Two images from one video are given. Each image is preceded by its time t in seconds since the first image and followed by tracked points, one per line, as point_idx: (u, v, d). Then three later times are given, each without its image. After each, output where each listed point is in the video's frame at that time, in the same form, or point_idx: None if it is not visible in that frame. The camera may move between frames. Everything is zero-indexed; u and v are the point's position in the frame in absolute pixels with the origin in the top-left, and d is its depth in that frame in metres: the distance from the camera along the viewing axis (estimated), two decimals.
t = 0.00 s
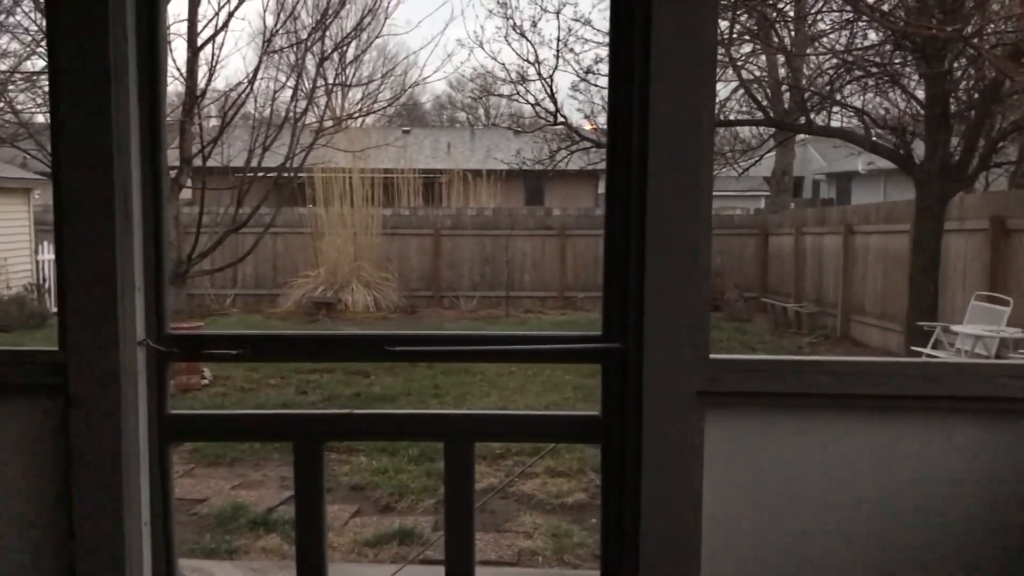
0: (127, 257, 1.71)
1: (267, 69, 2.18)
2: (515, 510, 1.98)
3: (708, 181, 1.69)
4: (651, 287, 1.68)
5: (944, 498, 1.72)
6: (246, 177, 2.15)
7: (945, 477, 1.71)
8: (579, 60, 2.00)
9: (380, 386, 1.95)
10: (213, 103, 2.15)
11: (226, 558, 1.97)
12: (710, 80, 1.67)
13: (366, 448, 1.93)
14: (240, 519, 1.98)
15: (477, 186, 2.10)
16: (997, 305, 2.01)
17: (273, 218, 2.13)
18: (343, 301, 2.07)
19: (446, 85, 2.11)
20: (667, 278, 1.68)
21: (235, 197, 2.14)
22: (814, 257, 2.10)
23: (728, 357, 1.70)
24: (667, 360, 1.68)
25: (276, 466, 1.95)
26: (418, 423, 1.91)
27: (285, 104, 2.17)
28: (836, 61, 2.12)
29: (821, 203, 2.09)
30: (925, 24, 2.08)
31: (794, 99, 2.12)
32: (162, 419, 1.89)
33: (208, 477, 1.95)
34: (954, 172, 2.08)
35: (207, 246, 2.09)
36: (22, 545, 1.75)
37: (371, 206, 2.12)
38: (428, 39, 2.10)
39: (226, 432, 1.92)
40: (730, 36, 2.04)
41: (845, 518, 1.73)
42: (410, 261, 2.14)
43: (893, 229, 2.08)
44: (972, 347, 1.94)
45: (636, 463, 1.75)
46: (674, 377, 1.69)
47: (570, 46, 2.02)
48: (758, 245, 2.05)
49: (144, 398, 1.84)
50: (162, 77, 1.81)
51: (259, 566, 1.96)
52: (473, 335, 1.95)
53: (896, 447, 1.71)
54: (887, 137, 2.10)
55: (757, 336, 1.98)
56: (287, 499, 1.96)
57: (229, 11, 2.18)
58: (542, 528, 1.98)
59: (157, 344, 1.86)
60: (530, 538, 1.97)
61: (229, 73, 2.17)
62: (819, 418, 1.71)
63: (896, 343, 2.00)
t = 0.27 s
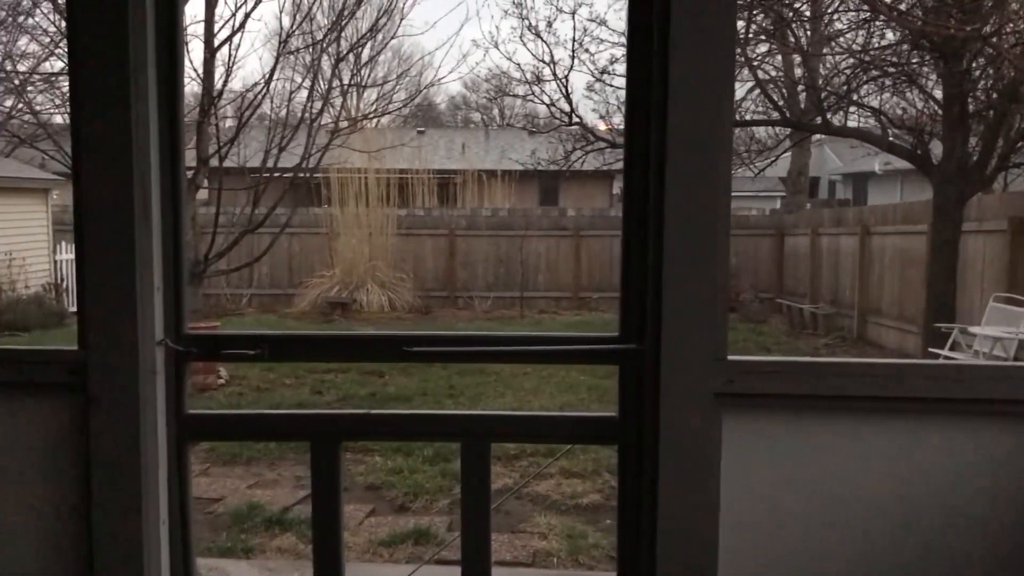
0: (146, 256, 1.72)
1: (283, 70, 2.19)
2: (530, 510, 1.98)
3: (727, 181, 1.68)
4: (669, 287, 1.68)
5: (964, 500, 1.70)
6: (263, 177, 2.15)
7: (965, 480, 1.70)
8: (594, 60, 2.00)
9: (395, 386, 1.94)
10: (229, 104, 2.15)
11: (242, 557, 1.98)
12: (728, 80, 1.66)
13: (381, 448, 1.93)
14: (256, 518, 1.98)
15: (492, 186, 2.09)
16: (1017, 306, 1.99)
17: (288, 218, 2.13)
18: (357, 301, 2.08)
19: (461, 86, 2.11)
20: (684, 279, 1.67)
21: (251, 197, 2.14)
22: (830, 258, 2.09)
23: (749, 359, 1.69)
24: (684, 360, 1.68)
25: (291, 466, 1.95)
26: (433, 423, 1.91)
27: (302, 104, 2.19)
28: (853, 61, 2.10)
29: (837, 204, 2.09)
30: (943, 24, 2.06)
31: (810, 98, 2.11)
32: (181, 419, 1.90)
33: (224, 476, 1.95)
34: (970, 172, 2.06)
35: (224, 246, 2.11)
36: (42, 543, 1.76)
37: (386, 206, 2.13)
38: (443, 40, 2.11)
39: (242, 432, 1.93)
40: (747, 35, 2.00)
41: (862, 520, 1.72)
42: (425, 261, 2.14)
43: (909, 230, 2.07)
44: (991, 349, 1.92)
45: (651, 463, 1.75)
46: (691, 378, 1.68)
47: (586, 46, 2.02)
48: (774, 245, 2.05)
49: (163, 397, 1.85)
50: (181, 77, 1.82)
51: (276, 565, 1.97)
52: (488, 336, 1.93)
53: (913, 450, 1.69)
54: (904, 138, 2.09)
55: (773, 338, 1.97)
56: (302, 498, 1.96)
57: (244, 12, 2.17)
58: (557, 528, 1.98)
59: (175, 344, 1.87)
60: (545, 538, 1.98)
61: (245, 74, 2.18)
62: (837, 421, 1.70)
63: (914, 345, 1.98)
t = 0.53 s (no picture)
0: (161, 255, 1.72)
1: (297, 70, 2.30)
2: (542, 511, 2.00)
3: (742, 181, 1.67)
4: (683, 286, 1.67)
5: (980, 502, 1.69)
6: (276, 177, 2.23)
7: (981, 481, 1.68)
8: (606, 59, 1.99)
9: (407, 386, 1.95)
10: (243, 104, 2.26)
11: (257, 556, 2.01)
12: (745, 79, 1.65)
13: (394, 448, 1.93)
14: (270, 517, 2.02)
15: (504, 185, 2.06)
16: None
17: (302, 218, 2.16)
18: (370, 301, 2.07)
19: (473, 86, 2.15)
20: (701, 279, 1.67)
21: (265, 197, 2.20)
22: (844, 258, 2.08)
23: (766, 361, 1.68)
24: (699, 361, 1.67)
25: (303, 465, 1.95)
26: (447, 424, 1.88)
27: (314, 102, 2.29)
28: (867, 60, 2.10)
29: (851, 204, 2.07)
30: (958, 23, 2.04)
31: (824, 98, 2.10)
32: (196, 419, 1.88)
33: (239, 475, 1.96)
34: (988, 172, 2.03)
35: (238, 245, 2.11)
36: (58, 541, 1.77)
37: (398, 206, 2.13)
38: (455, 42, 2.16)
39: (252, 432, 1.91)
40: (761, 34, 1.98)
41: (877, 522, 1.71)
42: (437, 261, 2.14)
43: (923, 230, 2.06)
44: (1008, 350, 1.89)
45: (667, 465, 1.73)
46: (705, 378, 1.67)
47: (598, 46, 2.01)
48: (787, 245, 2.02)
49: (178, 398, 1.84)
50: (197, 77, 1.82)
51: (289, 565, 1.99)
52: (500, 336, 1.92)
53: (929, 452, 1.68)
54: (918, 138, 2.08)
55: (786, 338, 1.95)
56: (315, 498, 1.96)
57: (258, 14, 2.29)
58: (570, 529, 2.01)
59: (190, 343, 1.86)
60: (557, 539, 2.01)
61: (258, 74, 2.30)
62: (851, 422, 1.69)
63: (929, 345, 1.96)
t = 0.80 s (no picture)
0: (174, 255, 1.73)
1: (308, 70, 2.30)
2: (554, 511, 1.98)
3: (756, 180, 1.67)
4: (696, 286, 1.67)
5: (996, 503, 1.68)
6: (287, 177, 2.23)
7: (997, 482, 1.67)
8: (618, 59, 1.99)
9: (419, 385, 1.95)
10: (253, 106, 2.26)
11: (268, 555, 2.01)
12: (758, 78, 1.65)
13: (405, 447, 1.93)
14: (282, 516, 2.00)
15: (515, 185, 2.07)
16: None
17: (313, 218, 2.17)
18: (381, 301, 2.08)
19: (484, 86, 2.13)
20: (714, 279, 1.66)
21: (276, 197, 2.21)
22: (856, 258, 2.06)
23: (780, 360, 1.68)
24: (712, 361, 1.67)
25: (315, 464, 1.95)
26: (458, 423, 1.89)
27: (325, 103, 2.29)
28: (879, 60, 2.09)
29: (864, 203, 2.05)
30: (972, 21, 2.03)
31: (836, 96, 2.09)
32: (210, 417, 1.89)
33: (250, 475, 1.96)
34: (1002, 171, 2.02)
35: (251, 245, 2.13)
36: (72, 539, 1.78)
37: (408, 206, 2.13)
38: (468, 41, 2.13)
39: (266, 431, 1.92)
40: (774, 33, 1.96)
41: (892, 523, 1.70)
42: (448, 261, 2.14)
43: (937, 230, 2.04)
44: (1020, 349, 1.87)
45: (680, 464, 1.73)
46: (718, 378, 1.67)
47: (610, 45, 2.02)
48: (800, 245, 2.02)
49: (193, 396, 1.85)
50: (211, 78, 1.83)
51: (300, 564, 1.98)
52: (510, 336, 1.92)
53: (943, 452, 1.67)
54: (932, 137, 2.06)
55: (798, 338, 1.94)
56: (326, 497, 1.97)
57: (270, 13, 2.27)
58: (581, 529, 1.99)
59: (206, 343, 1.87)
60: (569, 539, 1.99)
61: (270, 74, 2.29)
62: (866, 422, 1.68)
63: (941, 345, 1.95)
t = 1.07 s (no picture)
0: (188, 256, 1.74)
1: (319, 72, 2.36)
2: (563, 512, 2.02)
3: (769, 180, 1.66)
4: (709, 287, 1.67)
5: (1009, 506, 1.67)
6: (300, 178, 2.27)
7: (1011, 485, 1.66)
8: (628, 59, 1.99)
9: (429, 386, 1.96)
10: (266, 105, 2.31)
11: (282, 556, 2.05)
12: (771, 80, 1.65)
13: (416, 448, 1.92)
14: (293, 517, 2.08)
15: (525, 186, 2.07)
16: None
17: (324, 219, 2.19)
18: (391, 301, 2.07)
19: (494, 86, 2.15)
20: (726, 280, 1.66)
21: (288, 198, 2.24)
22: (868, 259, 2.05)
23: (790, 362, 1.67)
24: (725, 362, 1.66)
25: (326, 464, 1.97)
26: (470, 424, 1.86)
27: (336, 103, 2.34)
28: (891, 60, 2.08)
29: (874, 204, 2.06)
30: (986, 21, 2.01)
31: (848, 97, 2.08)
32: (223, 419, 1.88)
33: (261, 474, 1.97)
34: (1016, 171, 2.01)
35: (261, 246, 2.11)
36: (84, 539, 1.79)
37: (418, 207, 2.13)
38: (478, 42, 2.15)
39: (275, 432, 1.90)
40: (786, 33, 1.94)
41: (905, 526, 1.69)
42: (458, 262, 2.15)
43: (948, 231, 2.03)
44: None
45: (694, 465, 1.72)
46: (730, 380, 1.67)
47: (620, 46, 2.02)
48: (811, 247, 1.98)
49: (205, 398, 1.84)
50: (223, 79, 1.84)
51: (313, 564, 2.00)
52: (520, 337, 1.91)
53: (957, 455, 1.67)
54: (944, 137, 2.06)
55: (810, 340, 1.92)
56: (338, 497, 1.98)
57: (281, 15, 2.36)
58: (591, 531, 2.04)
59: (218, 343, 1.87)
60: (579, 540, 2.04)
61: (281, 75, 2.35)
62: (879, 425, 1.68)
63: (954, 347, 1.93)
